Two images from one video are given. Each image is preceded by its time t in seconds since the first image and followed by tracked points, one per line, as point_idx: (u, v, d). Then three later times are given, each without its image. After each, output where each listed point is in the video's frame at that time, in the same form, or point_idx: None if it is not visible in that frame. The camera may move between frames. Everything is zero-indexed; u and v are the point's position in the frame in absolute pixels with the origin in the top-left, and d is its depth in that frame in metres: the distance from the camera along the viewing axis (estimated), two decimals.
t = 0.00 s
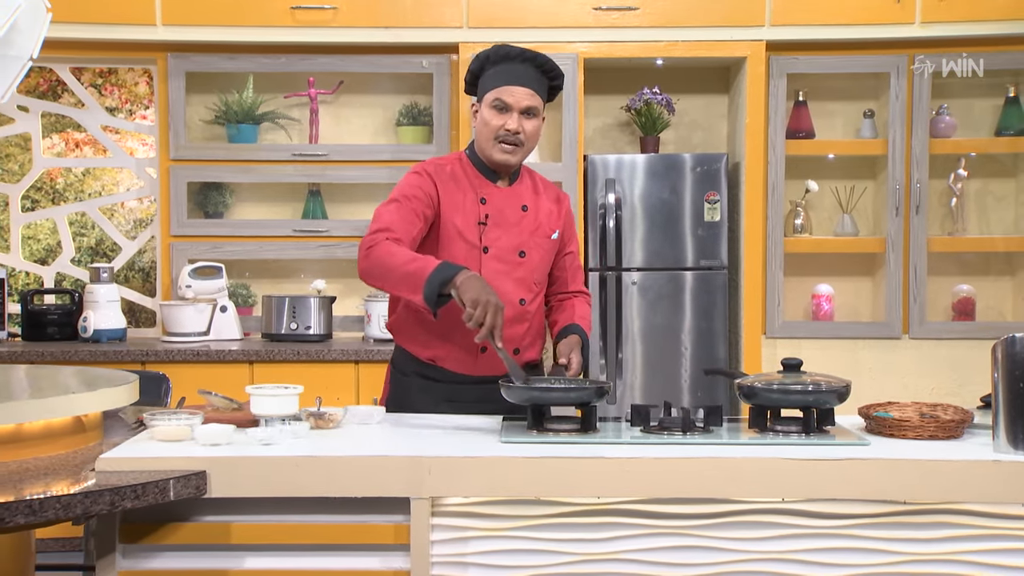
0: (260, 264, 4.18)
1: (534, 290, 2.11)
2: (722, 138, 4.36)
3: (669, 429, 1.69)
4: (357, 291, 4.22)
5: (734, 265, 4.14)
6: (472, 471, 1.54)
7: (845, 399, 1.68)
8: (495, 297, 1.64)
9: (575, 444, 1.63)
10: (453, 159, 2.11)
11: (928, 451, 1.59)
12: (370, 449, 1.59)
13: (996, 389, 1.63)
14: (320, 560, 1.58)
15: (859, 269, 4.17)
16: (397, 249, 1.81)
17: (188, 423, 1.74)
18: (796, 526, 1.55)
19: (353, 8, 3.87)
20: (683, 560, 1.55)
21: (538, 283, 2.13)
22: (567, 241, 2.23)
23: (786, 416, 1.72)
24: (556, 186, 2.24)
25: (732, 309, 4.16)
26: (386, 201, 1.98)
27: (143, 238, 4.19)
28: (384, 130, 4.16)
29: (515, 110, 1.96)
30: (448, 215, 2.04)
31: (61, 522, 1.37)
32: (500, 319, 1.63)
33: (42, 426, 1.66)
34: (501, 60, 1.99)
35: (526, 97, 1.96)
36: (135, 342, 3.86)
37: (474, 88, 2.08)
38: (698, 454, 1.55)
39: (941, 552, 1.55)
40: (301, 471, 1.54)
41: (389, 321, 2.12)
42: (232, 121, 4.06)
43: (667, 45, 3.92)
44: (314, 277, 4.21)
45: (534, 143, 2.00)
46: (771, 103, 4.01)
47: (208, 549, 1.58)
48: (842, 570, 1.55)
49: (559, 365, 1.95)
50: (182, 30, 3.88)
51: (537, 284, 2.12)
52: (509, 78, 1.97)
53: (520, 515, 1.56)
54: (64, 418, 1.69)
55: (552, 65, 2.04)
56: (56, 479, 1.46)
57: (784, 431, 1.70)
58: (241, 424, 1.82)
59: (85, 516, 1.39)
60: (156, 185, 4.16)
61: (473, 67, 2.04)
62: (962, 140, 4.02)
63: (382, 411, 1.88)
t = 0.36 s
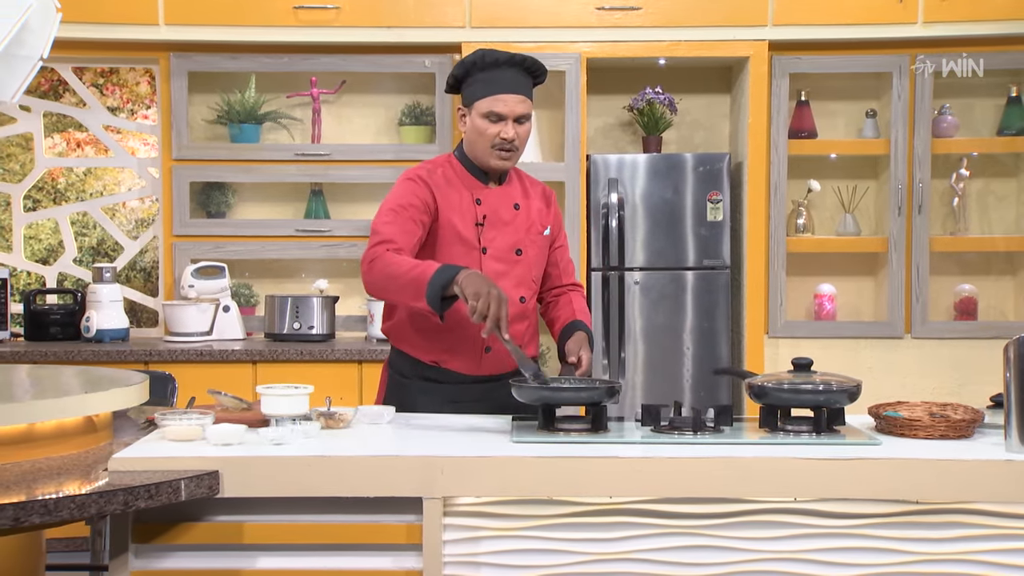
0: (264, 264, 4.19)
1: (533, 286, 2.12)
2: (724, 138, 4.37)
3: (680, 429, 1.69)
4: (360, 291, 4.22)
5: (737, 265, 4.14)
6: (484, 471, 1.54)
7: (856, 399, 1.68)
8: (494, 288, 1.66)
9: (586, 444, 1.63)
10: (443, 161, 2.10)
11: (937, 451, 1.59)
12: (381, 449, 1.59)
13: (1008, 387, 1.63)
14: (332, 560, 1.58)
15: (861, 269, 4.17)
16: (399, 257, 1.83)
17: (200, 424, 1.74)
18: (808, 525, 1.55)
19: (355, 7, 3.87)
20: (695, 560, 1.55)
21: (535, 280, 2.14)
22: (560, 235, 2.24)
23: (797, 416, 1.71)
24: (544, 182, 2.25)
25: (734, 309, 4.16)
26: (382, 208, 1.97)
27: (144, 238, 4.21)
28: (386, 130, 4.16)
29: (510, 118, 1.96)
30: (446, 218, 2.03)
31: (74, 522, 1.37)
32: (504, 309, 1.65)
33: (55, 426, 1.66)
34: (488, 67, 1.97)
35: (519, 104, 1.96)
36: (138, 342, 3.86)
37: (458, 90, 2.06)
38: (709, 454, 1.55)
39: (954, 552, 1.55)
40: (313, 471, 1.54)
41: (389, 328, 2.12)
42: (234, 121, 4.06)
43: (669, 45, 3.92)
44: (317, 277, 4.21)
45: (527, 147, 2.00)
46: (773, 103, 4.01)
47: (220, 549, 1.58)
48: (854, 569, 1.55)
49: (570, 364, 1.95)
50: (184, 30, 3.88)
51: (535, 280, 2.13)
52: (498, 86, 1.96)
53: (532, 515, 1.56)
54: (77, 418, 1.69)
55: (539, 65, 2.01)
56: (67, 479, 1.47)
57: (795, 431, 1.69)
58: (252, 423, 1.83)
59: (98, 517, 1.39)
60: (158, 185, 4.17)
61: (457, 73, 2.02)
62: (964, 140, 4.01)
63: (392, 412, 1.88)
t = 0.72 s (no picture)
0: (267, 264, 4.20)
1: (549, 286, 2.12)
2: (727, 138, 4.37)
3: (691, 428, 1.70)
4: (363, 291, 4.22)
5: (740, 264, 4.14)
6: (499, 470, 1.54)
7: (868, 398, 1.68)
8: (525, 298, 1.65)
9: (600, 443, 1.63)
10: (463, 159, 2.10)
11: (948, 451, 1.59)
12: (394, 449, 1.59)
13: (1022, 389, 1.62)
14: (346, 559, 1.58)
15: (863, 269, 4.18)
16: (429, 262, 1.83)
17: (213, 423, 1.74)
18: (822, 525, 1.55)
19: (359, 7, 3.87)
20: (708, 560, 1.55)
21: (552, 279, 2.14)
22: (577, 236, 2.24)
23: (808, 415, 1.71)
24: (563, 182, 2.24)
25: (737, 309, 4.16)
26: (405, 206, 1.97)
27: (147, 238, 4.21)
28: (389, 130, 4.17)
29: (529, 117, 1.96)
30: (465, 216, 2.03)
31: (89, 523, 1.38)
32: (534, 318, 1.63)
33: (68, 426, 1.66)
34: (509, 66, 1.97)
35: (538, 104, 1.95)
36: (141, 343, 3.86)
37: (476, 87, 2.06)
38: (721, 453, 1.55)
39: (968, 551, 1.55)
40: (327, 471, 1.55)
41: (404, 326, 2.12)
42: (237, 121, 4.05)
43: (672, 45, 3.92)
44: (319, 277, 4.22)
45: (545, 145, 2.01)
46: (776, 103, 4.01)
47: (234, 549, 1.58)
48: (868, 569, 1.55)
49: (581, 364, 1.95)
50: (188, 30, 3.88)
51: (551, 280, 2.13)
52: (518, 86, 1.95)
53: (545, 515, 1.56)
54: (89, 418, 1.69)
55: (559, 65, 2.01)
56: (80, 479, 1.47)
57: (806, 431, 1.70)
58: (265, 424, 1.83)
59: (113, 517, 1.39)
60: (162, 185, 4.17)
61: (478, 70, 2.01)
62: (966, 139, 4.02)
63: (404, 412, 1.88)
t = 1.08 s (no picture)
0: (269, 264, 4.19)
1: (570, 287, 2.12)
2: (728, 138, 4.37)
3: (702, 428, 1.71)
4: (365, 290, 4.22)
5: (742, 264, 4.14)
6: (511, 470, 1.54)
7: (879, 398, 1.69)
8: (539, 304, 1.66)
9: (611, 443, 1.63)
10: (487, 159, 2.10)
11: (959, 451, 1.59)
12: (408, 449, 1.59)
13: None
14: (358, 559, 1.58)
15: (864, 269, 4.16)
16: (449, 264, 1.85)
17: (224, 423, 1.74)
18: (834, 525, 1.55)
19: (361, 7, 3.87)
20: (721, 560, 1.55)
21: (574, 280, 2.14)
22: (602, 237, 2.22)
23: (819, 415, 1.71)
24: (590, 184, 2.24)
25: (739, 309, 4.16)
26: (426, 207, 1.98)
27: (149, 237, 4.20)
28: (391, 130, 4.16)
29: (557, 120, 1.95)
30: (486, 216, 2.04)
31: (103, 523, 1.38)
32: (549, 323, 1.65)
33: (80, 426, 1.66)
34: (539, 67, 1.96)
35: (567, 107, 1.95)
36: (144, 343, 3.86)
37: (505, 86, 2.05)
38: (733, 453, 1.55)
39: (981, 551, 1.55)
40: (340, 471, 1.55)
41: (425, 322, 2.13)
42: (239, 121, 4.06)
43: (674, 45, 3.92)
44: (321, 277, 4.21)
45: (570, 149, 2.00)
46: (778, 103, 4.01)
47: (247, 549, 1.58)
48: (880, 569, 1.55)
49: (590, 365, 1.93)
50: (190, 30, 3.88)
51: (574, 282, 2.13)
52: (547, 87, 1.95)
53: (558, 515, 1.56)
54: (100, 418, 1.69)
55: (588, 68, 2.01)
56: (92, 479, 1.49)
57: (817, 431, 1.70)
58: (276, 423, 1.83)
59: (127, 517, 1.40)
60: (163, 185, 4.17)
61: (506, 69, 2.00)
62: (967, 140, 4.02)
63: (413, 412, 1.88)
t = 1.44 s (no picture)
0: (266, 264, 4.16)
1: (580, 287, 2.12)
2: (725, 138, 4.37)
3: (708, 428, 1.71)
4: (361, 290, 4.20)
5: (738, 263, 4.15)
6: (521, 470, 1.54)
7: (885, 398, 1.70)
8: (532, 330, 1.71)
9: (618, 443, 1.64)
10: (494, 161, 2.11)
11: (965, 450, 1.60)
12: (417, 449, 1.59)
13: None
14: (368, 559, 1.58)
15: (860, 268, 4.14)
16: (446, 285, 1.88)
17: (231, 423, 1.74)
18: (842, 524, 1.57)
19: (358, 7, 3.87)
20: (730, 559, 1.56)
21: (585, 281, 2.13)
22: (614, 236, 2.22)
23: (826, 415, 1.72)
24: (601, 182, 2.23)
25: (736, 309, 4.16)
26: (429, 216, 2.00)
27: (146, 237, 4.20)
28: (387, 130, 4.13)
29: (568, 122, 1.96)
30: (492, 219, 2.04)
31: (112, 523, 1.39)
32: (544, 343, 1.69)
33: (87, 427, 1.69)
34: (552, 69, 1.96)
35: (579, 110, 1.96)
36: (141, 342, 3.86)
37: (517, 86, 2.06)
38: (741, 453, 1.55)
39: (989, 550, 1.57)
40: (348, 471, 1.55)
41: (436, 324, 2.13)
42: (235, 121, 4.05)
43: (672, 45, 3.92)
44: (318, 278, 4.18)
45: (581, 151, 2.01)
46: (775, 103, 4.01)
47: (254, 549, 1.58)
48: (890, 568, 1.57)
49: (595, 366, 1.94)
50: (187, 29, 3.88)
51: (584, 281, 2.12)
52: (560, 89, 1.95)
53: (567, 515, 1.57)
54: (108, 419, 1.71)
55: (601, 71, 2.02)
56: (98, 479, 1.49)
57: (823, 430, 1.70)
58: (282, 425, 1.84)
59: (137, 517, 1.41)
60: (160, 185, 4.16)
61: (519, 69, 2.00)
62: (961, 140, 4.03)
63: (419, 411, 1.88)
